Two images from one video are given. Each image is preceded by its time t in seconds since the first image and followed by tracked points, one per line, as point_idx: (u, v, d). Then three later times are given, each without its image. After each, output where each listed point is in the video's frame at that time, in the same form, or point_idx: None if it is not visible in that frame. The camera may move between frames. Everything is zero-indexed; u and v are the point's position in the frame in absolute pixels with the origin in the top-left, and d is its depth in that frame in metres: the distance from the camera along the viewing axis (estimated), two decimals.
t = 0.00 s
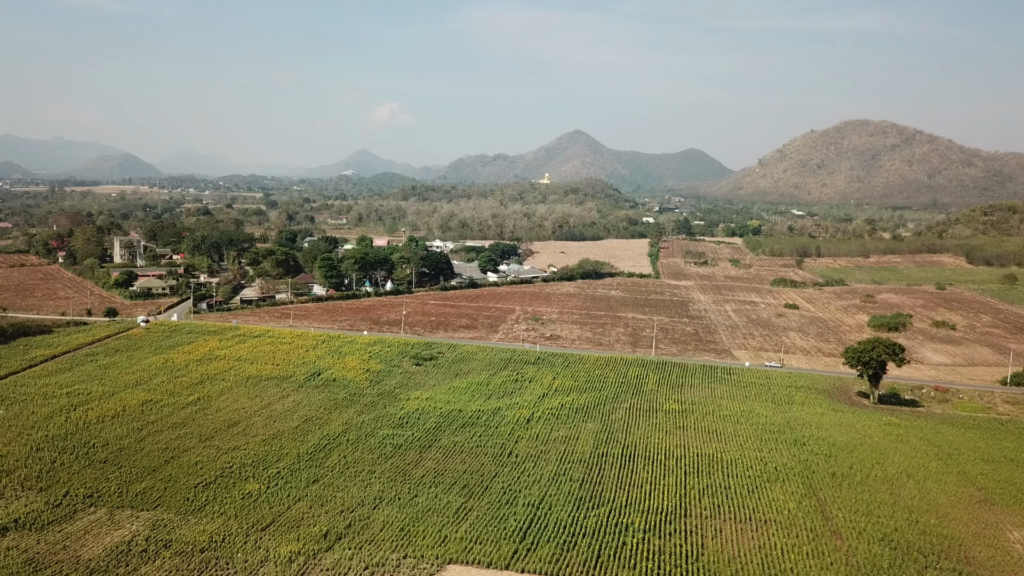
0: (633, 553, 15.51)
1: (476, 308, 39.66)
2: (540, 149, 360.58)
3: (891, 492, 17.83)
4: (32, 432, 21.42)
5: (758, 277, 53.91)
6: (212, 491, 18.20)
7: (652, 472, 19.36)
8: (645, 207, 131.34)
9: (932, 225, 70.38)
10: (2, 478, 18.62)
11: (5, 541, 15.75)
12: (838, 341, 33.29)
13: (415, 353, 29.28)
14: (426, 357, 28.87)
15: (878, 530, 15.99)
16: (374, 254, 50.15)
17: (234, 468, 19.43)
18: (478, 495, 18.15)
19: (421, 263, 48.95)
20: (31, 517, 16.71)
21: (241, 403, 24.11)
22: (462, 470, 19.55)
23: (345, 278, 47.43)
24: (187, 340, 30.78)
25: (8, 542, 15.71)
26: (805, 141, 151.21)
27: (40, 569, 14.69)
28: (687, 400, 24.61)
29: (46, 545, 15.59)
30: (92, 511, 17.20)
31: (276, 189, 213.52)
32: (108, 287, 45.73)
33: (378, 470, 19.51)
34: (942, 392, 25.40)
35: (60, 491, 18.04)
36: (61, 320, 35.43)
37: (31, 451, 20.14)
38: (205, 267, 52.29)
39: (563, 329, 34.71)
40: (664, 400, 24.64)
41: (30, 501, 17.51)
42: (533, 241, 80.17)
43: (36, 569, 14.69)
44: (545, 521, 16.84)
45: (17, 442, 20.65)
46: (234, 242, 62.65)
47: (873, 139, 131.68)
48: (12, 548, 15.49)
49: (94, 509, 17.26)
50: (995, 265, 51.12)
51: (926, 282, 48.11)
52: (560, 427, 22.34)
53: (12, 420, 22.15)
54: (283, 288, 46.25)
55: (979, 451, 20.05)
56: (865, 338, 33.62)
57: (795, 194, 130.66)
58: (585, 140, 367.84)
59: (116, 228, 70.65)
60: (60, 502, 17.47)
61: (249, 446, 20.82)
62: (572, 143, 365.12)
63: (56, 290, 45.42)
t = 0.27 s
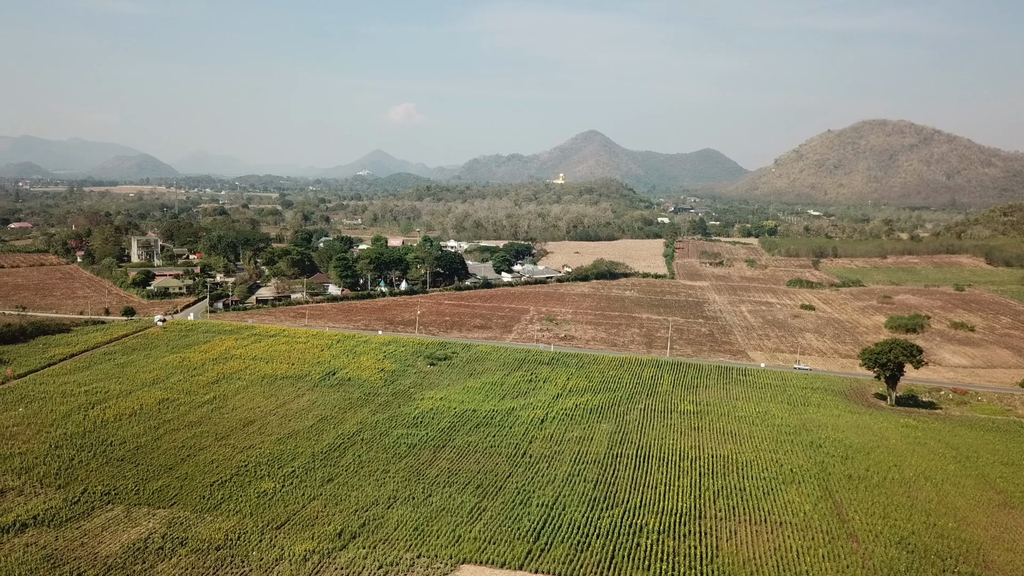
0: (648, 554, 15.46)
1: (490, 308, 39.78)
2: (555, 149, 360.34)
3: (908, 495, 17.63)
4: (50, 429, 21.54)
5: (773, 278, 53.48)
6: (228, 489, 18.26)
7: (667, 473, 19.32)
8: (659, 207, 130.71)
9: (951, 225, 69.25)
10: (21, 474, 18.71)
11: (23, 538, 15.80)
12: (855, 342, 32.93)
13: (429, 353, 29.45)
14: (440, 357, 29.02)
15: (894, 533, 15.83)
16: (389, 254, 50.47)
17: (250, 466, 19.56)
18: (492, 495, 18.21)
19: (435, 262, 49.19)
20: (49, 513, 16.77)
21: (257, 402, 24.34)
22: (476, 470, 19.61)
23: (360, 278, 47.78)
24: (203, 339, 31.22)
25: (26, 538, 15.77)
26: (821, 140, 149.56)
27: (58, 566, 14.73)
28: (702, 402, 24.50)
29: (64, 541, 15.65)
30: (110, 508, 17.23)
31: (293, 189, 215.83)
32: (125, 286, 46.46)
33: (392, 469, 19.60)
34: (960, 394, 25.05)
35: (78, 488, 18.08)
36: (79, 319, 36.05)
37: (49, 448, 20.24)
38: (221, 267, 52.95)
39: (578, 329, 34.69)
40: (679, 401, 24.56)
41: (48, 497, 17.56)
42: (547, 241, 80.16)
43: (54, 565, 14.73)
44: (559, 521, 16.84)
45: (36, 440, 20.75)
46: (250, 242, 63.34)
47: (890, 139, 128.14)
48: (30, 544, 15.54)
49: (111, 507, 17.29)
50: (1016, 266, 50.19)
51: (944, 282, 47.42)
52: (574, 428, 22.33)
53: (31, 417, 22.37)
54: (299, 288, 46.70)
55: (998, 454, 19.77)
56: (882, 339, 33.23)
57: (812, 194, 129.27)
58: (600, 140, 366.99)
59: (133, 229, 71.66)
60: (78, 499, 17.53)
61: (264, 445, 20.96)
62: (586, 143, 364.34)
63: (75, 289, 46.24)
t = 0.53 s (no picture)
0: (662, 556, 15.45)
1: (504, 308, 39.89)
2: (570, 149, 359.90)
3: (925, 498, 17.43)
4: (69, 428, 21.86)
5: (790, 278, 53.00)
6: (243, 488, 18.45)
7: (681, 474, 19.28)
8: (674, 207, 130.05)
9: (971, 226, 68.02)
10: (40, 471, 19.00)
11: (42, 534, 16.04)
12: (873, 344, 32.53)
13: (443, 353, 29.62)
14: (455, 357, 29.17)
15: (911, 535, 15.66)
16: (404, 254, 50.79)
17: (265, 464, 19.76)
18: (506, 495, 18.28)
19: (450, 263, 49.39)
20: (68, 510, 17.00)
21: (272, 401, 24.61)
22: (490, 470, 19.70)
23: (375, 278, 48.25)
24: (220, 338, 31.65)
25: (45, 535, 16.00)
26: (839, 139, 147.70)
27: (77, 562, 14.96)
28: (717, 402, 24.39)
29: (82, 538, 15.85)
30: (127, 506, 17.44)
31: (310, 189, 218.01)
32: (143, 286, 47.16)
33: (407, 469, 19.75)
34: (979, 397, 24.68)
35: (96, 486, 18.32)
36: (98, 319, 36.65)
37: (68, 446, 20.54)
38: (237, 267, 53.59)
39: (592, 330, 34.66)
40: (694, 402, 24.47)
41: (67, 495, 17.82)
42: (561, 241, 80.10)
43: (73, 562, 14.95)
44: (573, 522, 16.89)
45: (55, 438, 21.07)
46: (266, 242, 64.06)
47: (908, 139, 123.70)
48: (49, 541, 15.78)
49: (128, 504, 17.50)
50: None
51: (964, 284, 46.67)
52: (588, 429, 22.33)
53: (50, 415, 22.72)
54: (314, 288, 47.14)
55: (1018, 457, 19.44)
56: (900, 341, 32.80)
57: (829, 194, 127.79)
58: (615, 139, 365.85)
59: (151, 229, 72.65)
60: (96, 496, 17.77)
61: (279, 443, 21.19)
62: (602, 142, 363.41)
63: (94, 289, 47.01)
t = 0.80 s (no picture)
0: (677, 557, 15.40)
1: (518, 309, 39.96)
2: (584, 149, 359.28)
3: (943, 501, 17.23)
4: (87, 425, 22.11)
5: (806, 279, 52.51)
6: (258, 486, 18.59)
7: (695, 475, 19.21)
8: (689, 207, 129.29)
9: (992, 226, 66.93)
10: (58, 469, 19.20)
11: (60, 531, 16.20)
12: (890, 345, 32.14)
13: (458, 353, 29.76)
14: (469, 357, 29.30)
15: (929, 539, 15.48)
16: (418, 254, 51.04)
17: (280, 463, 19.95)
18: (520, 495, 18.32)
19: (464, 263, 49.56)
20: (86, 507, 17.18)
21: (288, 401, 24.85)
22: (504, 470, 19.76)
23: (390, 278, 48.43)
24: (236, 338, 32.03)
25: (63, 531, 16.18)
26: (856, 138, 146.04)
27: (94, 559, 15.08)
28: (732, 404, 24.24)
29: (100, 535, 16.02)
30: (143, 503, 17.58)
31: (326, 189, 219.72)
32: (160, 285, 47.80)
33: (421, 468, 19.86)
34: (999, 399, 24.29)
35: (113, 483, 18.50)
36: (116, 318, 37.19)
37: (86, 443, 20.77)
38: (253, 266, 54.18)
39: (606, 330, 34.59)
40: (708, 403, 24.35)
41: (84, 492, 18.00)
42: (575, 241, 79.99)
43: (90, 558, 15.08)
44: (587, 523, 16.89)
45: (73, 435, 21.30)
46: (281, 242, 64.69)
47: (926, 139, 122.08)
48: (67, 537, 15.93)
49: (145, 502, 17.65)
50: None
51: (984, 285, 45.94)
52: (602, 429, 22.31)
53: (69, 412, 23.04)
54: (329, 288, 47.52)
55: None
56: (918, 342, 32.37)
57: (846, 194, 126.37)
58: (630, 139, 364.50)
59: (168, 229, 73.56)
60: (114, 494, 17.94)
61: (294, 442, 21.38)
62: (616, 142, 362.27)
63: (112, 288, 47.71)
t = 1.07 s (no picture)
0: (691, 559, 15.37)
1: (532, 309, 39.99)
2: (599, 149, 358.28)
3: (962, 504, 17.01)
4: (105, 423, 22.38)
5: (822, 280, 51.96)
6: (273, 485, 18.76)
7: (711, 476, 19.15)
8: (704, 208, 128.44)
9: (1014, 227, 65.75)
10: (77, 466, 19.44)
11: (78, 528, 16.41)
12: (908, 347, 31.74)
13: (472, 353, 29.89)
14: (483, 357, 29.41)
15: (947, 542, 15.31)
16: (433, 254, 51.27)
17: (295, 462, 20.14)
18: (534, 495, 18.37)
19: (478, 263, 49.71)
20: (103, 505, 17.41)
21: (303, 400, 25.10)
22: (518, 470, 19.83)
23: (404, 278, 48.66)
24: (252, 337, 32.44)
25: (81, 528, 16.39)
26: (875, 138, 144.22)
27: (112, 556, 15.27)
28: (747, 405, 24.10)
29: (118, 532, 16.22)
30: (160, 501, 17.78)
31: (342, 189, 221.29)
32: (177, 285, 48.56)
33: (435, 468, 19.98)
34: (1019, 402, 23.90)
35: (130, 481, 18.71)
36: (134, 317, 37.80)
37: (105, 441, 21.04)
38: (268, 266, 54.79)
39: (621, 331, 34.51)
40: (723, 404, 24.22)
41: (102, 489, 18.23)
42: (589, 241, 79.86)
43: (108, 555, 15.27)
44: (601, 523, 16.90)
45: (91, 433, 21.58)
46: (297, 242, 65.30)
47: (944, 139, 118.65)
48: (85, 534, 16.13)
49: (162, 499, 17.87)
50: None
51: (1005, 286, 45.16)
52: (617, 430, 22.29)
53: (88, 410, 23.39)
54: (344, 288, 47.89)
55: None
56: (936, 344, 31.93)
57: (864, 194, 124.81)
58: (645, 139, 362.86)
59: (185, 229, 74.58)
60: (131, 491, 18.16)
61: (309, 441, 21.59)
62: (631, 142, 360.84)
63: (130, 287, 48.51)
